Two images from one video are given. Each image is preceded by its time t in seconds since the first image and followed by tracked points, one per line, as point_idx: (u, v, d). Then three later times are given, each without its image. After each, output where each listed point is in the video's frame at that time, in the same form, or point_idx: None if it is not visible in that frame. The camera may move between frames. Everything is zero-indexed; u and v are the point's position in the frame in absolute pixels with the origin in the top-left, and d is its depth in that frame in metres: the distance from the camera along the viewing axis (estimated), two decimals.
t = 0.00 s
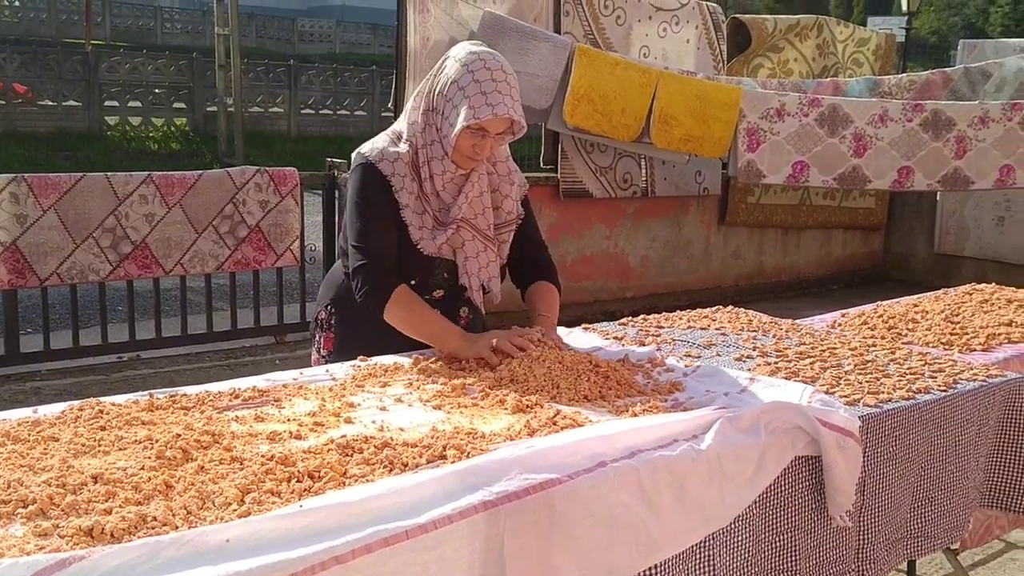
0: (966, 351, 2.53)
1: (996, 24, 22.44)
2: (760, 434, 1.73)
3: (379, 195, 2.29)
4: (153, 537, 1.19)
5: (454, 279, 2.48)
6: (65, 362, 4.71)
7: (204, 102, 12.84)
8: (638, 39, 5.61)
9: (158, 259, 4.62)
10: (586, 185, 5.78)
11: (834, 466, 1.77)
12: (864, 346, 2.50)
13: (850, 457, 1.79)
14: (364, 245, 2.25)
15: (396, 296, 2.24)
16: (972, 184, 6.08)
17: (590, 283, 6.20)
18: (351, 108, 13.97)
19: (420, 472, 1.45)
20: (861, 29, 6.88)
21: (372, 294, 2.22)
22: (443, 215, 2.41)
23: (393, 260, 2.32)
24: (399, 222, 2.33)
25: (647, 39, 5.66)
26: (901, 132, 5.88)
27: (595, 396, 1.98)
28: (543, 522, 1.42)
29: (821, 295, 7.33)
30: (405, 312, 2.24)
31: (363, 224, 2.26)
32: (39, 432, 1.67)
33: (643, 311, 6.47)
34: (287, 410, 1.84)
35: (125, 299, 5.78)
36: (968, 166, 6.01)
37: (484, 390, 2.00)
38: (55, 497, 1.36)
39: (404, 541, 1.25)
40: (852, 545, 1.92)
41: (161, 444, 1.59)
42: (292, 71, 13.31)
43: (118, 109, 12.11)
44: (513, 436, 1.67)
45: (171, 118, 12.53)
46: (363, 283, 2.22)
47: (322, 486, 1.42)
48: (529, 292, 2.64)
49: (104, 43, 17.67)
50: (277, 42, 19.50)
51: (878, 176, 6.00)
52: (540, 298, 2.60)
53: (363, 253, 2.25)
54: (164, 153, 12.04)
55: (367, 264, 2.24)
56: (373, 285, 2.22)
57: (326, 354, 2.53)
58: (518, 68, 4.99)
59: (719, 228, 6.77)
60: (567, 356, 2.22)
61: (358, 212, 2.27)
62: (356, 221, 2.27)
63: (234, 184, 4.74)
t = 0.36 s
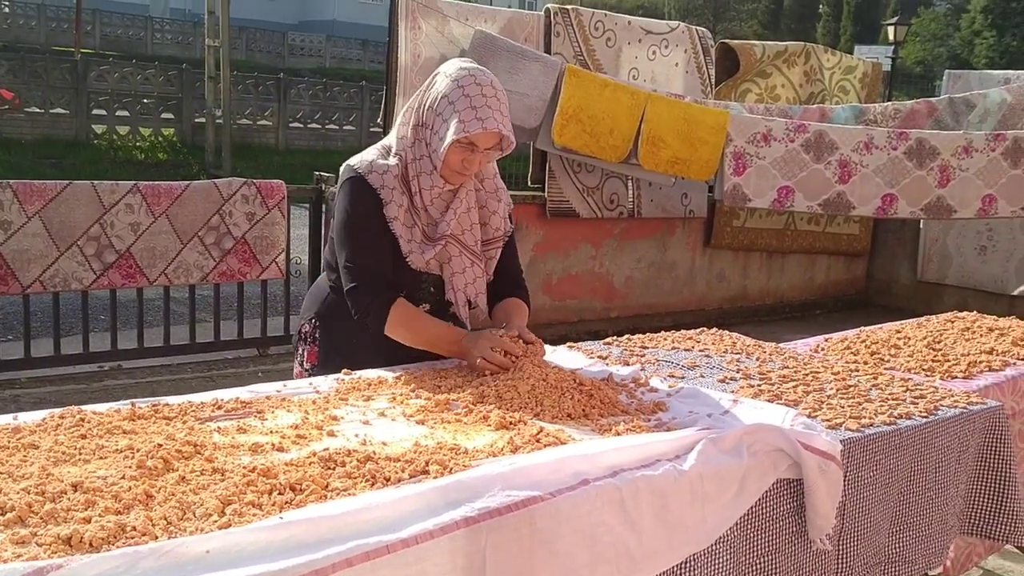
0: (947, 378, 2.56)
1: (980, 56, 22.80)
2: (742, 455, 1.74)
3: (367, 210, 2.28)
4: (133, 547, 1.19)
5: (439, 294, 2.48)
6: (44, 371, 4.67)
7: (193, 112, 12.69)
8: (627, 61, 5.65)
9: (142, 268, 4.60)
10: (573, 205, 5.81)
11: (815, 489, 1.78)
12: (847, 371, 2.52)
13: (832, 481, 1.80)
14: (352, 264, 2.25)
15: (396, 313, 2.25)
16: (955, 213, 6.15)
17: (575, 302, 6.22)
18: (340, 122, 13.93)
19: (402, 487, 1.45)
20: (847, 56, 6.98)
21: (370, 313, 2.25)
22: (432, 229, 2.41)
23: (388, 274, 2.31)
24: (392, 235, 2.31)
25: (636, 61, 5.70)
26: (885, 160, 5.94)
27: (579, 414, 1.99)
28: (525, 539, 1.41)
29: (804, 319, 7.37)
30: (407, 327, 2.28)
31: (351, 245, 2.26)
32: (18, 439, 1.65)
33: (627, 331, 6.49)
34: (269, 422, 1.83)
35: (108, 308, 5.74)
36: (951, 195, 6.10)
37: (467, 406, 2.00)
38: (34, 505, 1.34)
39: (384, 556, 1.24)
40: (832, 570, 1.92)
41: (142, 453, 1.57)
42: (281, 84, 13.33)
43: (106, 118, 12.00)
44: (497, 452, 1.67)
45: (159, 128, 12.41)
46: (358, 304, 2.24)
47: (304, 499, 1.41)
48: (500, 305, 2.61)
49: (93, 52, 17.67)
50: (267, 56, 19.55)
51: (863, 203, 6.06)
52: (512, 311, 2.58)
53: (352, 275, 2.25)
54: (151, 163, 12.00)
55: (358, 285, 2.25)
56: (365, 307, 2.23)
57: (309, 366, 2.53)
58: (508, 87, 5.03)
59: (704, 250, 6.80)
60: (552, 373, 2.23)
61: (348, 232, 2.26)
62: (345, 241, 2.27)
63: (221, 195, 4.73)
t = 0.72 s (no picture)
0: (947, 397, 2.55)
1: (981, 76, 22.92)
2: (744, 472, 1.73)
3: (380, 224, 2.28)
4: (134, 559, 1.18)
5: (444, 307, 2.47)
6: (44, 383, 4.66)
7: (196, 126, 12.73)
8: (629, 79, 5.68)
9: (143, 281, 4.60)
10: (574, 222, 5.83)
11: (817, 507, 1.77)
12: (848, 389, 2.51)
13: (833, 499, 1.80)
14: (380, 274, 2.26)
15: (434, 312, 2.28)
16: (955, 233, 6.16)
17: (576, 318, 6.23)
18: (342, 137, 13.95)
19: (402, 501, 1.44)
20: (849, 76, 7.01)
21: (403, 321, 2.26)
22: (441, 243, 2.42)
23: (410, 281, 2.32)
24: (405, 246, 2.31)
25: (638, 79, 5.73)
26: (885, 179, 5.95)
27: (581, 430, 1.98)
28: (525, 555, 1.41)
29: (804, 337, 7.37)
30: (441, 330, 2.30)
31: (375, 255, 2.26)
32: (19, 450, 1.65)
33: (628, 347, 6.49)
34: (270, 435, 1.83)
35: (108, 321, 5.74)
36: (951, 215, 6.11)
37: (468, 421, 2.00)
38: (35, 516, 1.34)
39: (384, 570, 1.24)
40: None
41: (143, 466, 1.57)
42: (284, 99, 13.38)
43: (109, 131, 12.02)
44: (497, 468, 1.67)
45: (162, 141, 12.43)
46: (392, 314, 2.25)
47: (305, 513, 1.41)
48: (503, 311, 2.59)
49: (97, 65, 17.75)
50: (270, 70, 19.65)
51: (863, 222, 6.07)
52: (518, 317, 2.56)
53: (379, 283, 2.26)
54: (153, 177, 12.03)
55: (386, 294, 2.25)
56: (399, 317, 2.25)
57: (311, 380, 2.53)
58: (510, 104, 5.05)
59: (704, 267, 6.81)
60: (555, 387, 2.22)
61: (365, 247, 2.27)
62: (365, 254, 2.27)
63: (223, 209, 4.74)
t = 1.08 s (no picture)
0: (948, 402, 2.55)
1: (979, 81, 22.98)
2: (744, 478, 1.73)
3: (376, 227, 2.28)
4: (133, 567, 1.18)
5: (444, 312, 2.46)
6: (44, 389, 4.66)
7: (196, 132, 12.75)
8: (628, 84, 5.69)
9: (143, 287, 4.60)
10: (574, 227, 5.84)
11: (816, 514, 1.77)
12: (848, 395, 2.51)
13: (833, 504, 1.80)
14: (376, 278, 2.26)
15: (427, 318, 2.27)
16: (954, 238, 6.16)
17: (575, 323, 6.23)
18: (341, 143, 13.98)
19: (402, 508, 1.44)
20: (848, 81, 7.02)
21: (399, 324, 2.26)
22: (440, 247, 2.42)
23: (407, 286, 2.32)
24: (401, 250, 2.30)
25: (637, 84, 5.74)
26: (884, 184, 5.96)
27: (581, 436, 1.98)
28: (525, 562, 1.41)
29: (804, 342, 7.36)
30: (433, 335, 2.28)
31: (371, 260, 2.27)
32: (19, 457, 1.65)
33: (627, 352, 6.49)
34: (270, 442, 1.83)
35: (108, 327, 5.73)
36: (950, 220, 6.11)
37: (468, 427, 2.00)
38: (35, 523, 1.34)
39: None
40: None
41: (143, 472, 1.57)
42: (284, 105, 13.40)
43: (109, 137, 12.04)
44: (497, 474, 1.67)
45: (162, 147, 12.45)
46: (387, 317, 2.25)
47: (304, 519, 1.41)
48: (503, 315, 2.59)
49: (97, 71, 17.77)
50: (270, 76, 19.71)
51: (862, 227, 6.08)
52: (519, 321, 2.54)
53: (377, 286, 2.26)
54: (153, 182, 12.03)
55: (382, 296, 2.26)
56: (393, 320, 2.25)
57: (312, 386, 2.53)
58: (510, 109, 5.06)
59: (704, 272, 6.81)
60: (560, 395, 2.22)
61: (362, 252, 2.28)
62: (362, 259, 2.28)
63: (222, 215, 4.74)
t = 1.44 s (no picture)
0: (937, 404, 2.56)
1: (968, 84, 23.11)
2: (733, 480, 1.73)
3: (369, 228, 2.26)
4: (119, 570, 1.17)
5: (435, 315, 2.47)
6: (31, 390, 4.63)
7: (185, 131, 12.69)
8: (619, 85, 5.69)
9: (131, 287, 4.57)
10: (564, 228, 5.84)
11: (806, 516, 1.78)
12: (837, 396, 2.52)
13: (822, 507, 1.80)
14: (363, 283, 2.23)
15: (412, 327, 2.23)
16: (943, 240, 6.19)
17: (566, 325, 6.23)
18: (332, 143, 13.95)
19: (391, 510, 1.44)
20: (838, 83, 7.04)
21: (382, 332, 2.21)
22: (431, 250, 2.40)
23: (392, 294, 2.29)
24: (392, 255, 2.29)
25: (628, 85, 5.74)
26: (874, 186, 5.98)
27: (571, 437, 1.98)
28: (515, 564, 1.40)
29: (793, 343, 7.38)
30: (416, 344, 2.24)
31: (361, 264, 2.24)
32: (4, 458, 1.63)
33: (617, 354, 6.49)
34: (258, 443, 1.81)
35: (96, 327, 5.70)
36: (939, 222, 6.14)
37: (458, 428, 1.99)
38: (20, 525, 1.32)
39: None
40: None
41: (130, 474, 1.55)
42: (274, 104, 13.37)
43: (98, 136, 11.98)
44: (487, 476, 1.66)
45: (151, 146, 12.40)
46: (371, 322, 2.21)
47: (292, 521, 1.40)
48: (493, 316, 2.58)
49: (86, 70, 17.68)
50: (261, 75, 19.67)
51: (852, 229, 6.10)
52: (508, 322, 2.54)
53: (364, 291, 2.22)
54: (142, 182, 11.96)
55: (367, 301, 2.21)
56: (376, 323, 2.20)
57: (300, 388, 2.51)
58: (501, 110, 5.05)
59: (694, 274, 6.83)
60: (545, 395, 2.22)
61: (351, 255, 2.25)
62: (351, 261, 2.24)
63: (211, 215, 4.72)
